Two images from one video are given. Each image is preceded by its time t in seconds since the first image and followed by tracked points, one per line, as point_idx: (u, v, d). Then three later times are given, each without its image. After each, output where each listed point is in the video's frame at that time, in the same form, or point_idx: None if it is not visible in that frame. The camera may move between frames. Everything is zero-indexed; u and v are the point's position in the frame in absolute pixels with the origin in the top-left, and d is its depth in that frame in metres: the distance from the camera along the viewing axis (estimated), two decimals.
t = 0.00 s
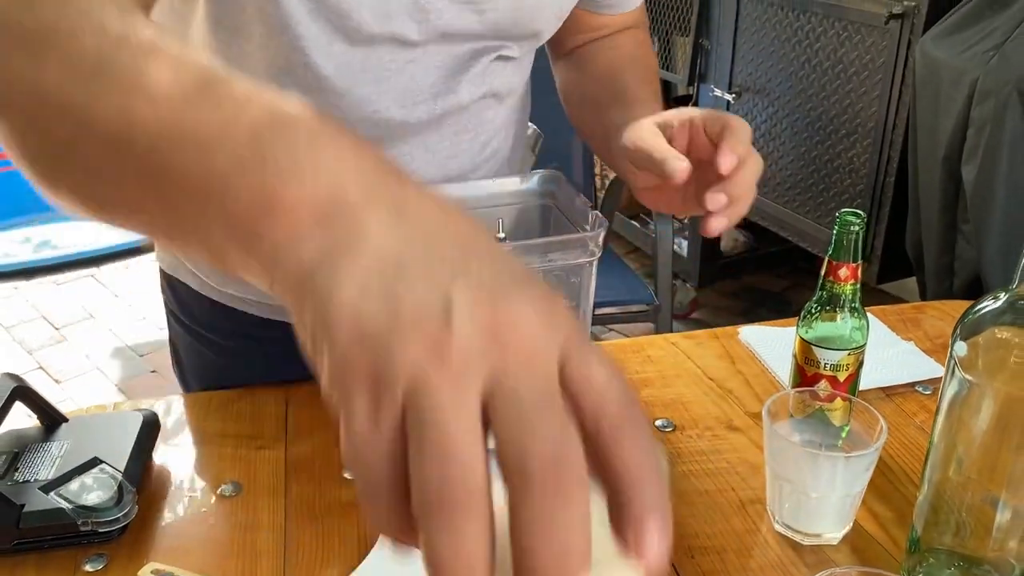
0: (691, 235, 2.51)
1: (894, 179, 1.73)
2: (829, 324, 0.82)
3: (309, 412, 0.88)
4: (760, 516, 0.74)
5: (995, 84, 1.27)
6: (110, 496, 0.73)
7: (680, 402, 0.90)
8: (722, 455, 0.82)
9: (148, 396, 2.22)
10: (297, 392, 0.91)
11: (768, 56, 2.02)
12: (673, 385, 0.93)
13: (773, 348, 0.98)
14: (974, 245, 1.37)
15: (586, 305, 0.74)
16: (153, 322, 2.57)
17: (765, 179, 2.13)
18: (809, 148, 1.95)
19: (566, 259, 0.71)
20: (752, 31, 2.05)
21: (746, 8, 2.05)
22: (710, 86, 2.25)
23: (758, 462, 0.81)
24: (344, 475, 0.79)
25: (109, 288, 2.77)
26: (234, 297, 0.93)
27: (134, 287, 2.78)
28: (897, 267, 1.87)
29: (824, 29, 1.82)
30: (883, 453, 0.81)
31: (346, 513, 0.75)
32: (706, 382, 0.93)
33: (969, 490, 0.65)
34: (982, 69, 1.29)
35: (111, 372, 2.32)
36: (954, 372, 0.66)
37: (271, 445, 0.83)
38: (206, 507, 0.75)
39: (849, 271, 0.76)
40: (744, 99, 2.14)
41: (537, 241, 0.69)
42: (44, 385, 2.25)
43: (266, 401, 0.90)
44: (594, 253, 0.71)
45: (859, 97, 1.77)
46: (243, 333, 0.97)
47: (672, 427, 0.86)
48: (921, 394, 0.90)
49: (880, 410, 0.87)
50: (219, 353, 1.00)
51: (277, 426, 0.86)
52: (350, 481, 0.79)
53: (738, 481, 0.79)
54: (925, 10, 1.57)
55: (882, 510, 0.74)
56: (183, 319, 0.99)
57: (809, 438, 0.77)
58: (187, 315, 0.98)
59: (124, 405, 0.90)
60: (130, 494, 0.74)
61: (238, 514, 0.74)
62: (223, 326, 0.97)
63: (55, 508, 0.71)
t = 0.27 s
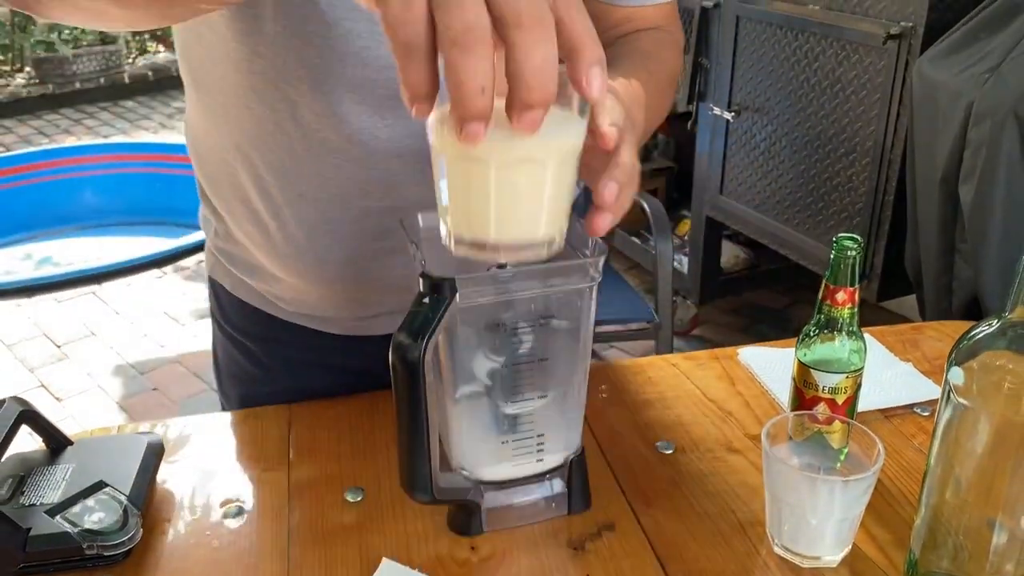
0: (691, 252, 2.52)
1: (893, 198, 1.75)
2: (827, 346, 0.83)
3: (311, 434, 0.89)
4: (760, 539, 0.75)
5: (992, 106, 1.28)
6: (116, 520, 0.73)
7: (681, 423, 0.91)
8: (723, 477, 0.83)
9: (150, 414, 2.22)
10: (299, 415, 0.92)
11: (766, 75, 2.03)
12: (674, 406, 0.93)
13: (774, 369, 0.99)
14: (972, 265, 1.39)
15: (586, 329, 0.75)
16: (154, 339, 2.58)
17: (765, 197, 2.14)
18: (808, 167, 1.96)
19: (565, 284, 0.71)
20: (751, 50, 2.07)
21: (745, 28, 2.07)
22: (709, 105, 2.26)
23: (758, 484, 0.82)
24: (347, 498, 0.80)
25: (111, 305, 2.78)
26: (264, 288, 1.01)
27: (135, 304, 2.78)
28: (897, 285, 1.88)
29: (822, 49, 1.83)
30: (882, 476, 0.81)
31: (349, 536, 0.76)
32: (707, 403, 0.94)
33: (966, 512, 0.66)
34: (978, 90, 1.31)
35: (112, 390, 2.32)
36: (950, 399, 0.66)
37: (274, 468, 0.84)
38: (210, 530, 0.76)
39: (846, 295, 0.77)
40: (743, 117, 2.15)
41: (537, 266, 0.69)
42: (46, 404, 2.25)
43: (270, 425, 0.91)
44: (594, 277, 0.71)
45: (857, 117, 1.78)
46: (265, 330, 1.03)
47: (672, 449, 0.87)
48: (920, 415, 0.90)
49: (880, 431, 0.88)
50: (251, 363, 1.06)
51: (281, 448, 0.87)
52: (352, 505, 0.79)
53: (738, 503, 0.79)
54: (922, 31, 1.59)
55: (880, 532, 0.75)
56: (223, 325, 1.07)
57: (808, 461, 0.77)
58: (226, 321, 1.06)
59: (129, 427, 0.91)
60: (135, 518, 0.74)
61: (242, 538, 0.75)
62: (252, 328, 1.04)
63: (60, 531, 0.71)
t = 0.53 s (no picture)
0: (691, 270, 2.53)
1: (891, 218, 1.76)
2: (825, 370, 0.84)
3: (316, 457, 0.90)
4: (761, 564, 0.75)
5: (988, 129, 1.30)
6: (124, 546, 0.75)
7: (682, 447, 0.91)
8: (724, 501, 0.83)
9: (152, 434, 2.23)
10: (303, 440, 0.93)
11: (765, 96, 2.05)
12: (675, 430, 0.94)
13: (773, 392, 1.00)
14: (970, 285, 1.40)
15: (588, 356, 0.76)
16: (157, 359, 2.59)
17: (764, 216, 2.15)
18: (807, 187, 1.98)
19: (567, 311, 0.72)
20: (749, 71, 2.08)
21: (743, 49, 2.09)
22: (708, 124, 2.28)
23: (758, 509, 0.83)
24: (352, 522, 0.81)
25: (114, 324, 2.79)
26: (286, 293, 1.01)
27: (138, 323, 2.79)
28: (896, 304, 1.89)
29: (820, 71, 1.85)
30: (882, 499, 0.82)
31: (353, 561, 0.77)
32: (707, 427, 0.95)
33: (964, 536, 0.67)
34: (973, 114, 1.32)
35: (116, 410, 2.33)
36: (947, 426, 0.68)
37: (280, 492, 0.85)
38: (216, 555, 0.77)
39: (844, 321, 0.78)
40: (742, 137, 2.17)
41: (539, 294, 0.71)
42: (50, 424, 2.26)
43: (274, 451, 0.91)
44: (596, 305, 0.72)
45: (855, 137, 1.80)
46: (290, 342, 1.03)
47: (674, 473, 0.87)
48: (918, 438, 0.91)
49: (878, 454, 0.89)
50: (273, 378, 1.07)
51: (286, 472, 0.88)
52: (357, 529, 0.80)
53: (738, 527, 0.80)
54: (919, 54, 1.61)
55: (880, 556, 0.76)
56: (254, 336, 1.09)
57: (808, 486, 0.78)
58: (256, 329, 1.08)
59: (136, 451, 0.92)
60: (143, 544, 0.75)
61: (249, 563, 0.76)
62: (276, 341, 1.05)
63: (68, 556, 0.72)
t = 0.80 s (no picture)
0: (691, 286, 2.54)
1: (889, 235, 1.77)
2: (825, 388, 0.85)
3: (318, 477, 0.91)
4: None
5: (984, 147, 1.31)
6: (127, 567, 0.75)
7: (682, 465, 0.92)
8: (723, 520, 0.84)
9: (154, 451, 2.23)
10: (304, 460, 0.93)
11: (763, 114, 2.07)
12: (675, 448, 0.95)
13: (772, 411, 1.01)
14: (967, 303, 1.41)
15: (588, 376, 0.77)
16: (158, 376, 2.59)
17: (763, 233, 2.16)
18: (805, 203, 1.99)
19: (567, 332, 0.73)
20: (747, 89, 2.10)
21: (741, 67, 2.10)
22: (706, 142, 2.30)
23: (758, 527, 0.83)
24: (353, 542, 0.82)
25: (115, 341, 2.80)
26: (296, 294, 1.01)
27: (139, 340, 2.80)
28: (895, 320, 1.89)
29: (817, 89, 1.87)
30: (881, 517, 0.83)
31: None
32: (706, 446, 0.95)
33: (962, 555, 0.67)
34: (969, 133, 1.34)
35: (117, 427, 2.34)
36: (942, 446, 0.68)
37: (283, 511, 0.86)
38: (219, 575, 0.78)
39: (841, 341, 0.79)
40: (740, 155, 2.19)
41: (539, 315, 0.71)
42: (51, 442, 2.26)
43: (275, 470, 0.92)
44: (595, 326, 0.73)
45: (853, 155, 1.81)
46: (293, 351, 1.03)
47: (673, 491, 0.88)
48: (916, 456, 0.92)
49: (877, 471, 0.89)
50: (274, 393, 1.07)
51: (289, 491, 0.89)
52: (359, 548, 0.81)
53: (738, 546, 0.81)
54: (914, 72, 1.62)
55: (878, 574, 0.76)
56: (258, 340, 1.09)
57: (807, 505, 0.79)
58: (260, 333, 1.08)
59: (139, 472, 0.92)
60: (146, 564, 0.76)
61: None
62: (279, 344, 1.05)
63: None
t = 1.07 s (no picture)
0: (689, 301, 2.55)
1: (886, 250, 1.78)
2: (821, 406, 0.85)
3: (318, 496, 0.91)
4: None
5: (980, 164, 1.32)
6: None
7: (680, 482, 0.92)
8: (722, 537, 0.84)
9: (153, 469, 2.23)
10: (303, 479, 0.94)
11: (760, 130, 2.08)
12: (674, 465, 0.95)
13: (770, 428, 1.01)
14: (964, 319, 1.41)
15: (586, 395, 0.77)
16: (158, 393, 2.59)
17: (761, 248, 2.17)
18: (803, 219, 2.00)
19: (565, 351, 0.73)
20: (744, 106, 2.11)
21: (738, 84, 2.12)
22: (704, 158, 2.31)
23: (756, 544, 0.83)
24: (353, 562, 0.82)
25: (115, 358, 2.80)
26: (308, 321, 1.01)
27: (139, 357, 2.80)
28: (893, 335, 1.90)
29: (814, 106, 1.88)
30: (879, 534, 0.83)
31: None
32: (705, 463, 0.95)
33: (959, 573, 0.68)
34: (965, 150, 1.35)
35: (117, 445, 2.33)
36: (938, 465, 0.69)
37: (282, 530, 0.86)
38: None
39: (838, 359, 0.79)
40: (738, 171, 2.20)
41: (538, 335, 0.71)
42: (51, 459, 2.26)
43: (274, 489, 0.92)
44: (592, 345, 0.73)
45: (850, 171, 1.82)
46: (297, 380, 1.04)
47: (672, 509, 0.88)
48: (914, 473, 0.92)
49: (875, 489, 0.90)
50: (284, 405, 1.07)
51: (288, 510, 0.89)
52: (358, 568, 0.81)
53: (736, 564, 0.81)
54: (910, 90, 1.63)
55: None
56: (266, 369, 1.09)
57: (805, 524, 0.79)
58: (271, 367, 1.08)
59: (138, 492, 0.92)
60: None
61: None
62: (287, 375, 1.05)
63: None
